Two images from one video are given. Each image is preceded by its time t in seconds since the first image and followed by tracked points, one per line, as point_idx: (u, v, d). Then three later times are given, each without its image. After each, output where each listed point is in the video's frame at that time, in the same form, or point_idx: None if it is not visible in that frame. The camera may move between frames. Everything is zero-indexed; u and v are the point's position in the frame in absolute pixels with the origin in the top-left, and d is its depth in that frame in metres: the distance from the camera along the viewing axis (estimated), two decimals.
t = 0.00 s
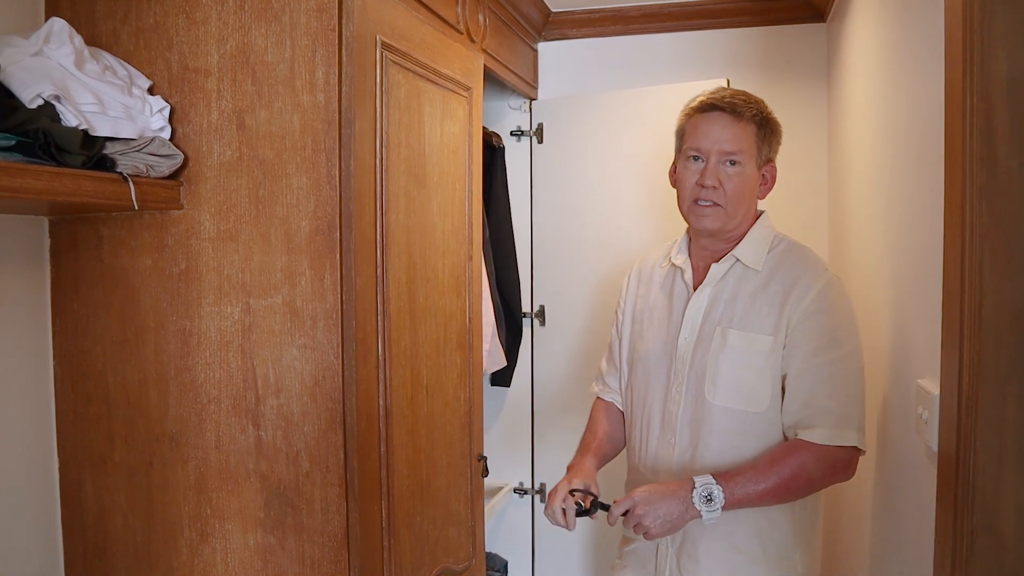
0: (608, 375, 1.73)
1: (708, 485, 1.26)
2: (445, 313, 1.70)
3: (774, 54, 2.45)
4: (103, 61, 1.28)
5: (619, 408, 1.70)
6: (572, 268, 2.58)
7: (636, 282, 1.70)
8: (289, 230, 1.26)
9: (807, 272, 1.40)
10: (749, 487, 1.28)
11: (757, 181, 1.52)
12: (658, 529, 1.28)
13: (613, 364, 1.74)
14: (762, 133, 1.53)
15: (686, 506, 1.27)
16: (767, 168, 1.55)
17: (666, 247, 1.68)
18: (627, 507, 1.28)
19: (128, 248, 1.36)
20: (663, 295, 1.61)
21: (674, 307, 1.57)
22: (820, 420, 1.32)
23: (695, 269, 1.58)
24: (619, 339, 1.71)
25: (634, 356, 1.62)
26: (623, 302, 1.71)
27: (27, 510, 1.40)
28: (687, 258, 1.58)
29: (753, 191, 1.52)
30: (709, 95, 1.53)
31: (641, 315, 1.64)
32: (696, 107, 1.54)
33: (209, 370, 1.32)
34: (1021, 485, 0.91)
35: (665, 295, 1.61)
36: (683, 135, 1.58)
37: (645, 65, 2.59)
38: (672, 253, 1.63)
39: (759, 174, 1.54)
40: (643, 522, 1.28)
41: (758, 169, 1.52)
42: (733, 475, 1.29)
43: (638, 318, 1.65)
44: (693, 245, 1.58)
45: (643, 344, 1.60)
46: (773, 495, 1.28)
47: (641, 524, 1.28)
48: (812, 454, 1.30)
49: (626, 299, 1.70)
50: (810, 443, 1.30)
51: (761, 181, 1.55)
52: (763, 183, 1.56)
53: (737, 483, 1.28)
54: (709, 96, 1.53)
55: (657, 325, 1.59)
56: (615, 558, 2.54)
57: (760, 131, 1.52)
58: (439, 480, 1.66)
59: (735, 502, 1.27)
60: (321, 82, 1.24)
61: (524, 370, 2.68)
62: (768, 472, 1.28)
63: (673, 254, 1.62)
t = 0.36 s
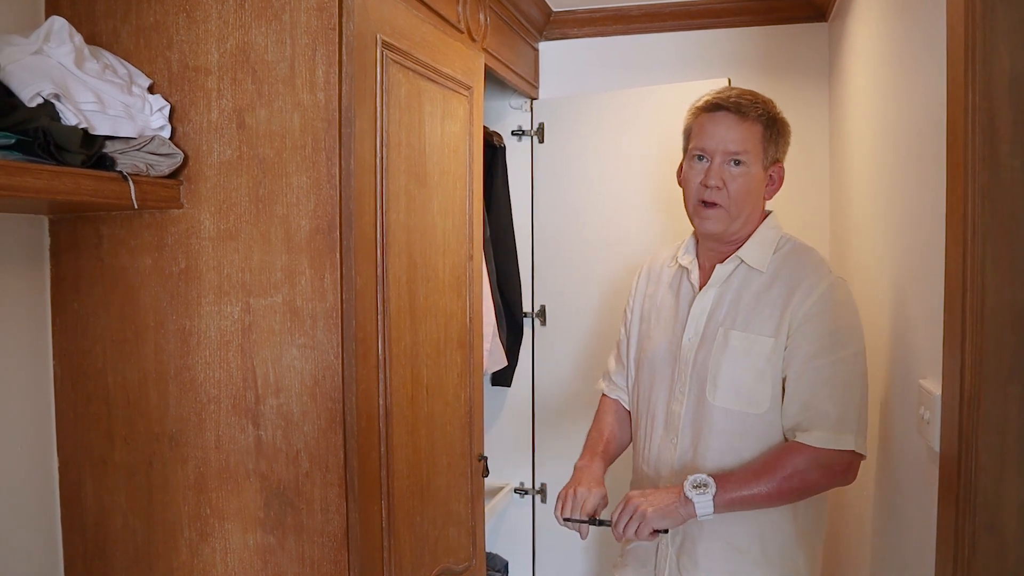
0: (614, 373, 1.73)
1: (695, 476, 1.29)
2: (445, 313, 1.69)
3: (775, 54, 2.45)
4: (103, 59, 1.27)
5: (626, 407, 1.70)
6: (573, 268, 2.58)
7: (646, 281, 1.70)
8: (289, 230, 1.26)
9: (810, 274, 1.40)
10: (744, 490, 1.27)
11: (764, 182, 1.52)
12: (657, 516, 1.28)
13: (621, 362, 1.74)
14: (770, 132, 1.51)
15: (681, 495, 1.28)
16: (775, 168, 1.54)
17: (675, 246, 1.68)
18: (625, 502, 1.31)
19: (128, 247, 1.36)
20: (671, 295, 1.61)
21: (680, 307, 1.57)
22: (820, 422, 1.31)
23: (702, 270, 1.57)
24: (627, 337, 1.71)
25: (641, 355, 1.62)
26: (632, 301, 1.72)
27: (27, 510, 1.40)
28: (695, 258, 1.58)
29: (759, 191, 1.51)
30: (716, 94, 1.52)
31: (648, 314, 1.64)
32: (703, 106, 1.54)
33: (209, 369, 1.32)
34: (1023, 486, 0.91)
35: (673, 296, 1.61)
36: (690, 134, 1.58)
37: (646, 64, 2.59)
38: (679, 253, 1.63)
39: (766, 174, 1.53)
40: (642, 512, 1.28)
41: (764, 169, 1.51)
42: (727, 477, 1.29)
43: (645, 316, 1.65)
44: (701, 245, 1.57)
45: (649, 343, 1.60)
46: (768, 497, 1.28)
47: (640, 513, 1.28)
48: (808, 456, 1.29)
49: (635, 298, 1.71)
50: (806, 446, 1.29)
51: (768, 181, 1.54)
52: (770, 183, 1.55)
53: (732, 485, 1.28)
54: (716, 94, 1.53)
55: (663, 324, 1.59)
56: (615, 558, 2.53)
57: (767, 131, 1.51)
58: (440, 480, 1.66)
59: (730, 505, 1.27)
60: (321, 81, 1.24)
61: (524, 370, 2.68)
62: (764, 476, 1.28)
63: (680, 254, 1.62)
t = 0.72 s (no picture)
0: (618, 369, 1.74)
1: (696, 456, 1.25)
2: (445, 313, 1.70)
3: (776, 54, 2.45)
4: (103, 60, 1.27)
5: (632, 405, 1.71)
6: (574, 268, 2.58)
7: (652, 280, 1.71)
8: (290, 229, 1.26)
9: (810, 272, 1.39)
10: (745, 474, 1.24)
11: (753, 184, 1.49)
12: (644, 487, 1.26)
13: (625, 357, 1.75)
14: (749, 136, 1.48)
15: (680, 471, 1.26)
16: (766, 167, 1.51)
17: (680, 247, 1.69)
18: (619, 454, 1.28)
19: (128, 247, 1.36)
20: (674, 295, 1.62)
21: (684, 307, 1.57)
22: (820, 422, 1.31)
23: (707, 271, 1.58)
24: (633, 336, 1.72)
25: (647, 354, 1.63)
26: (638, 301, 1.73)
27: (27, 510, 1.40)
28: (698, 259, 1.59)
29: (748, 195, 1.49)
30: (688, 108, 1.52)
31: (654, 314, 1.65)
32: (679, 119, 1.54)
33: (209, 369, 1.32)
34: (1022, 484, 0.91)
35: (677, 296, 1.61)
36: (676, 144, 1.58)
37: (646, 64, 2.59)
38: (683, 254, 1.64)
39: (755, 176, 1.50)
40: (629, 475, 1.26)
41: (750, 173, 1.49)
42: (730, 459, 1.26)
43: (652, 315, 1.66)
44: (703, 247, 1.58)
45: (654, 344, 1.61)
46: (768, 485, 1.25)
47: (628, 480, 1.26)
48: (813, 448, 1.26)
49: (641, 299, 1.72)
50: (812, 437, 1.26)
51: (760, 181, 1.51)
52: (763, 182, 1.52)
53: (733, 467, 1.25)
54: (689, 107, 1.52)
55: (668, 324, 1.60)
56: (616, 557, 2.54)
57: (747, 136, 1.48)
58: (439, 480, 1.66)
59: (727, 487, 1.25)
60: (321, 81, 1.24)
61: (525, 369, 2.68)
62: (766, 462, 1.25)
63: (684, 257, 1.63)
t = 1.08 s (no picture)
0: (618, 363, 1.74)
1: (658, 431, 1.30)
2: (446, 313, 1.69)
3: (776, 54, 2.45)
4: (103, 60, 1.27)
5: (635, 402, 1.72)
6: (574, 268, 2.58)
7: (654, 278, 1.71)
8: (290, 229, 1.26)
9: (806, 270, 1.39)
10: (696, 452, 1.30)
11: (752, 182, 1.49)
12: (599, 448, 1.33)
13: (624, 352, 1.75)
14: (747, 134, 1.47)
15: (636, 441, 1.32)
16: (765, 165, 1.50)
17: (682, 247, 1.69)
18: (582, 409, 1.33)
19: (129, 247, 1.36)
20: (676, 294, 1.62)
21: (686, 307, 1.58)
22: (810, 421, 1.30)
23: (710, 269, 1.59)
24: (635, 332, 1.73)
25: (649, 350, 1.65)
26: (639, 299, 1.73)
27: (27, 510, 1.40)
28: (701, 257, 1.59)
29: (747, 193, 1.49)
30: (685, 108, 1.52)
31: (656, 311, 1.66)
32: (676, 120, 1.55)
33: (209, 369, 1.32)
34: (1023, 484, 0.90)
35: (679, 295, 1.62)
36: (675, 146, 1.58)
37: (647, 64, 2.58)
38: (685, 253, 1.65)
39: (754, 174, 1.49)
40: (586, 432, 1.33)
41: (749, 171, 1.48)
42: (688, 436, 1.31)
43: (653, 314, 1.67)
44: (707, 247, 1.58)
45: (657, 342, 1.62)
46: (719, 469, 1.29)
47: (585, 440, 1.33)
48: (773, 444, 1.28)
49: (643, 297, 1.72)
50: (775, 431, 1.28)
51: (760, 179, 1.51)
52: (762, 180, 1.51)
53: (687, 445, 1.30)
54: (686, 107, 1.52)
55: (670, 323, 1.61)
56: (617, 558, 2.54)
57: (745, 133, 1.47)
58: (440, 480, 1.66)
59: (676, 460, 1.30)
60: (321, 81, 1.24)
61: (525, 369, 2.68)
62: (720, 445, 1.29)
63: (686, 255, 1.63)
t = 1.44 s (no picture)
0: (617, 367, 1.73)
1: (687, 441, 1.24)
2: (447, 313, 1.70)
3: (778, 54, 2.45)
4: (105, 60, 1.28)
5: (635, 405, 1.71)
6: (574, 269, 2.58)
7: (650, 281, 1.71)
8: (291, 230, 1.26)
9: (803, 268, 1.38)
10: (722, 451, 1.25)
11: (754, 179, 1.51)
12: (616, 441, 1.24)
13: (622, 356, 1.75)
14: (750, 130, 1.50)
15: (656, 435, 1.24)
16: (764, 164, 1.53)
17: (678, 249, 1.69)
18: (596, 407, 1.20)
19: (131, 247, 1.36)
20: (673, 295, 1.62)
21: (683, 308, 1.59)
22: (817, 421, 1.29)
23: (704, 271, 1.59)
24: (633, 335, 1.73)
25: (647, 353, 1.65)
26: (636, 303, 1.73)
27: (29, 510, 1.40)
28: (694, 258, 1.60)
29: (749, 191, 1.50)
30: (689, 104, 1.53)
31: (652, 314, 1.66)
32: (679, 117, 1.56)
33: (211, 369, 1.32)
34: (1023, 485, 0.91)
35: (676, 297, 1.61)
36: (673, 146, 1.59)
37: (648, 65, 2.58)
38: (682, 255, 1.65)
39: (755, 171, 1.52)
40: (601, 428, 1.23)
41: (752, 168, 1.51)
42: (712, 435, 1.26)
43: (651, 316, 1.67)
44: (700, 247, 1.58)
45: (655, 345, 1.63)
46: (743, 468, 1.25)
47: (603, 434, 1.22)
48: (795, 441, 1.25)
49: (640, 300, 1.72)
50: (795, 428, 1.25)
51: (759, 177, 1.53)
52: (760, 178, 1.54)
53: (713, 444, 1.25)
54: (689, 103, 1.54)
55: (666, 325, 1.61)
56: (618, 558, 2.54)
57: (748, 130, 1.50)
58: (441, 480, 1.66)
59: (702, 460, 1.25)
60: (323, 82, 1.24)
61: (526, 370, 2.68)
62: (745, 446, 1.25)
63: (681, 258, 1.64)
